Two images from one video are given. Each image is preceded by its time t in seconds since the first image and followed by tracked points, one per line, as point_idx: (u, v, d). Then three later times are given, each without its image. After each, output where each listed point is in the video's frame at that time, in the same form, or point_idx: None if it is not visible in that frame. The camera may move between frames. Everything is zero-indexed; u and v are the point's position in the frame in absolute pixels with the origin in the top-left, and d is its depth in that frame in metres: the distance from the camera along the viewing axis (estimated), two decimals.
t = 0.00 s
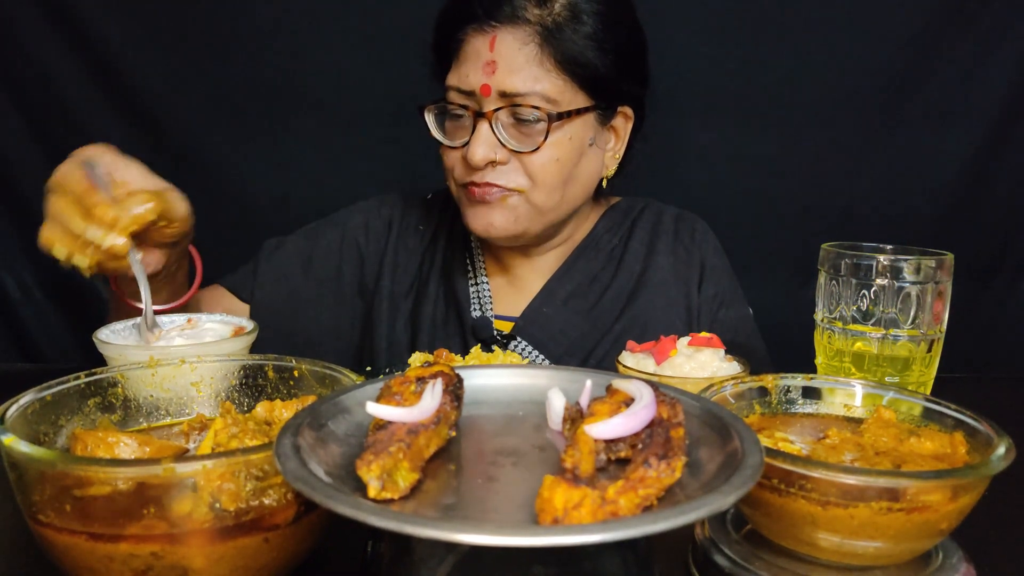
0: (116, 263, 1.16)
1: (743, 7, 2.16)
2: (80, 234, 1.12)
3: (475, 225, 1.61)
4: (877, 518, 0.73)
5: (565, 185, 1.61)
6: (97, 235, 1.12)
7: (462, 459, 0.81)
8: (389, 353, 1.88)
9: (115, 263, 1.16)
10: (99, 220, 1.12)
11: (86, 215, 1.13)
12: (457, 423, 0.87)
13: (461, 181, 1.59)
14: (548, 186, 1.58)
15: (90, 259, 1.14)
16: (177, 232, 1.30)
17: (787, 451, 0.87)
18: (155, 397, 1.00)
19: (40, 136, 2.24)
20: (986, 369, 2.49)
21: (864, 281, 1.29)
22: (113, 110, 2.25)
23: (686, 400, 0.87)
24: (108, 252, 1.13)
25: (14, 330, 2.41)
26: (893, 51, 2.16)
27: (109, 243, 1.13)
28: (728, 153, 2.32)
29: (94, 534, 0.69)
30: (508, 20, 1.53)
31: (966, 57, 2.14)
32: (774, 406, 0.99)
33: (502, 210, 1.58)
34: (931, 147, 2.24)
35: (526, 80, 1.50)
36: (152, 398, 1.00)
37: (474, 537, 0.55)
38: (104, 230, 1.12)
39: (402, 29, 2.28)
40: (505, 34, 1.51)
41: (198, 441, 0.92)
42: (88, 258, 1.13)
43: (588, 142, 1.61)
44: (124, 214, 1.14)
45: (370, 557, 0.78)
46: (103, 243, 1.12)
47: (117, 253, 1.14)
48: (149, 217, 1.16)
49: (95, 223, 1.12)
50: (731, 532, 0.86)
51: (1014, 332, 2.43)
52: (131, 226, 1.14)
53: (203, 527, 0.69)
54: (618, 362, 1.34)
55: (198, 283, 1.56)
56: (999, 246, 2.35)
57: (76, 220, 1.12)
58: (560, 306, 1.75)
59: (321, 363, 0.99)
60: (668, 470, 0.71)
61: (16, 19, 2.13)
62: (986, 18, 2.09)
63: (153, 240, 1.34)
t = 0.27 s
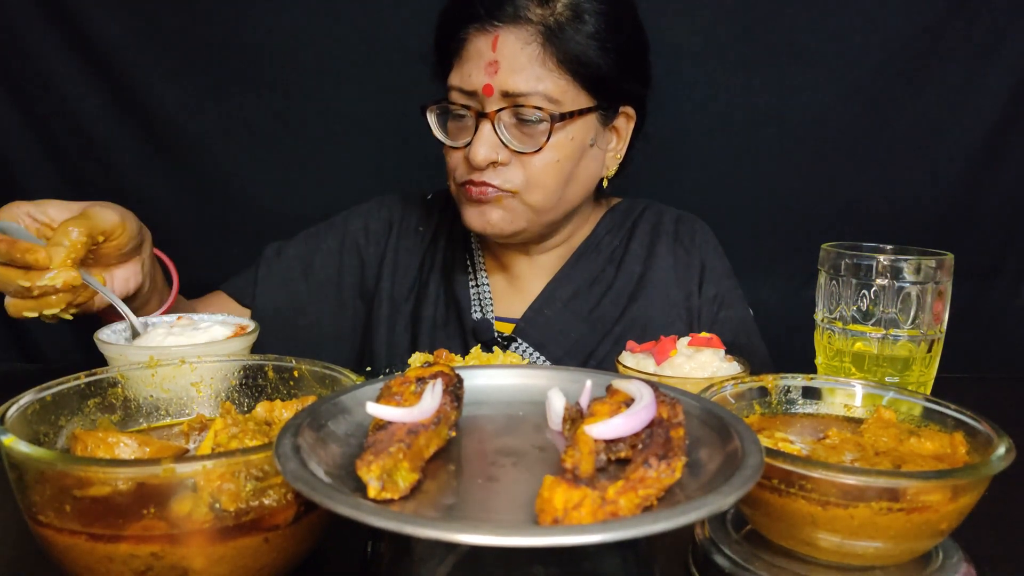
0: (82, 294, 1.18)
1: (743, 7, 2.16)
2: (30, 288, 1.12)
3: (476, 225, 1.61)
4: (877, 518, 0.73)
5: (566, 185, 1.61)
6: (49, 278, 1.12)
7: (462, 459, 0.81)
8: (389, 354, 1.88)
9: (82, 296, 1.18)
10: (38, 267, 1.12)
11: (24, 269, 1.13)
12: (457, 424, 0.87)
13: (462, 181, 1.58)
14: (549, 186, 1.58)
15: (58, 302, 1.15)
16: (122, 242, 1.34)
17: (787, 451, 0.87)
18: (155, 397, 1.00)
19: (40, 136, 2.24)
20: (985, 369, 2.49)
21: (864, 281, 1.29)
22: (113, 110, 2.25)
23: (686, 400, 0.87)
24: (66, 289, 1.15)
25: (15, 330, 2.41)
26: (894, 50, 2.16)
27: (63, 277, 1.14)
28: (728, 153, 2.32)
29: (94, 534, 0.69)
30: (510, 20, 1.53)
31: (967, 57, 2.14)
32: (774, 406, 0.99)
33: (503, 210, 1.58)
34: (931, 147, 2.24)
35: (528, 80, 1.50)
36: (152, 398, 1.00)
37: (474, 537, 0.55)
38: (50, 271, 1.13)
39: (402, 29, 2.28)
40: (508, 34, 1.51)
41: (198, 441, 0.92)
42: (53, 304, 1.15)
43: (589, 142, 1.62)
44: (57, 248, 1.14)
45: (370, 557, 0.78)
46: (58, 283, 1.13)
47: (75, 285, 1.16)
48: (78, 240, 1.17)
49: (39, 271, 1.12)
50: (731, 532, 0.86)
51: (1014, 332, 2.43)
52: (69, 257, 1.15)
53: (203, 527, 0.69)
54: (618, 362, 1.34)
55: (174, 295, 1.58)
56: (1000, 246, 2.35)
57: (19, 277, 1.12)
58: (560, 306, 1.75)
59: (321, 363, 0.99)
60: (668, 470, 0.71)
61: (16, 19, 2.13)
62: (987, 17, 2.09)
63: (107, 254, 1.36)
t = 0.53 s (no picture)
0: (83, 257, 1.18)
1: (743, 8, 2.16)
2: (33, 241, 1.12)
3: (474, 227, 1.61)
4: (877, 518, 0.73)
5: (566, 185, 1.61)
6: (50, 234, 1.12)
7: (462, 459, 0.81)
8: (389, 354, 1.88)
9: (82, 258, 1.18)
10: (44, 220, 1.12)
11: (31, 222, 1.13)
12: (457, 424, 0.87)
13: (460, 184, 1.58)
14: (549, 186, 1.58)
15: (56, 261, 1.15)
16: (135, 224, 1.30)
17: (787, 451, 0.87)
18: (155, 398, 1.00)
19: (40, 136, 2.24)
20: (986, 369, 2.49)
21: (864, 282, 1.29)
22: (113, 111, 2.25)
23: (686, 400, 0.87)
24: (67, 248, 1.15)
25: (15, 331, 2.41)
26: (893, 51, 2.16)
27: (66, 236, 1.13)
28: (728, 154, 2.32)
29: (94, 534, 0.69)
30: (506, 22, 1.53)
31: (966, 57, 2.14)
32: (774, 407, 0.99)
33: (503, 211, 1.58)
34: (931, 147, 2.24)
35: (525, 82, 1.50)
36: (152, 399, 1.00)
37: (474, 538, 0.55)
38: (55, 228, 1.13)
39: (402, 30, 2.28)
40: (504, 37, 1.51)
41: (198, 442, 0.92)
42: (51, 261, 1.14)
43: (588, 143, 1.62)
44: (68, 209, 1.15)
45: (370, 557, 0.78)
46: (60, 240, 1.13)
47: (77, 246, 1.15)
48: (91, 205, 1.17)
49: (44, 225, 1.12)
50: (732, 532, 0.86)
51: (1014, 332, 2.43)
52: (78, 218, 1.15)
53: (203, 528, 0.69)
54: (618, 362, 1.34)
55: (182, 294, 1.53)
56: (1000, 246, 2.35)
57: (25, 229, 1.12)
58: (560, 306, 1.75)
59: (321, 363, 0.99)
60: (668, 470, 0.71)
61: (16, 20, 2.13)
62: (987, 18, 2.09)
63: (120, 242, 1.33)
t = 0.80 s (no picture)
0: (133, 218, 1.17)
1: (742, 8, 2.16)
2: (105, 174, 1.13)
3: (475, 228, 1.61)
4: (876, 518, 0.73)
5: (566, 186, 1.61)
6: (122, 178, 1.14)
7: (462, 460, 0.81)
8: (390, 354, 1.88)
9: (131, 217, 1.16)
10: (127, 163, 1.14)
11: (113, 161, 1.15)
12: (457, 424, 0.87)
13: (460, 185, 1.58)
14: (549, 187, 1.58)
15: (108, 204, 1.14)
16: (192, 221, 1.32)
17: (787, 451, 0.87)
18: (155, 398, 1.01)
19: (40, 137, 2.24)
20: (985, 370, 2.49)
21: (864, 282, 1.29)
22: (113, 112, 2.25)
23: (686, 401, 0.87)
24: (128, 199, 1.15)
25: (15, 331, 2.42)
26: (893, 51, 2.16)
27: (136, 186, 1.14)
28: (728, 154, 2.32)
29: (94, 535, 0.69)
30: (505, 24, 1.53)
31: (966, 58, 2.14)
32: (774, 407, 0.99)
33: (503, 213, 1.58)
34: (931, 148, 2.24)
35: (524, 84, 1.50)
36: (153, 399, 1.00)
37: (474, 538, 0.55)
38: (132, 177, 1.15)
39: (402, 30, 2.28)
40: (502, 38, 1.51)
41: (198, 442, 0.92)
42: (104, 201, 1.13)
43: (588, 144, 1.62)
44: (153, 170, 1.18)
45: (370, 558, 0.78)
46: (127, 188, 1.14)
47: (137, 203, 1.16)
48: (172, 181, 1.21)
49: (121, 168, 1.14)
50: (731, 532, 0.86)
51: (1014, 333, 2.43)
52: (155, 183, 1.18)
53: (203, 528, 0.69)
54: (618, 362, 1.35)
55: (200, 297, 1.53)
56: (1000, 247, 2.35)
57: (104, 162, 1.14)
58: (560, 306, 1.75)
59: (321, 364, 0.99)
60: (668, 470, 0.71)
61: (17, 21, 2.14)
62: (986, 19, 2.09)
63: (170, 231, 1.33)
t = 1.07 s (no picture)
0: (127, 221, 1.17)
1: (743, 8, 2.16)
2: (110, 175, 1.13)
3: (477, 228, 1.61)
4: (876, 518, 0.73)
5: (567, 186, 1.61)
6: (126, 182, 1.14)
7: (462, 460, 0.81)
8: (390, 354, 1.88)
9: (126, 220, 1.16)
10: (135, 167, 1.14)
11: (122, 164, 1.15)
12: (457, 424, 0.87)
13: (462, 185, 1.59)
14: (550, 187, 1.58)
15: (106, 205, 1.14)
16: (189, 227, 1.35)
17: (787, 451, 0.87)
18: (155, 398, 1.01)
19: (41, 136, 2.24)
20: (985, 370, 2.49)
21: (864, 282, 1.29)
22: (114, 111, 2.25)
23: (686, 401, 0.87)
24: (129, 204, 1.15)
25: (15, 330, 2.42)
26: (893, 51, 2.16)
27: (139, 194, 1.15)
28: (728, 153, 2.32)
29: (94, 535, 0.69)
30: (507, 24, 1.53)
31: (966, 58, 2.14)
32: (774, 407, 0.99)
33: (505, 213, 1.58)
34: (931, 148, 2.24)
35: (526, 84, 1.50)
36: (152, 399, 1.00)
37: (475, 538, 0.55)
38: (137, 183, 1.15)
39: (403, 30, 2.28)
40: (504, 38, 1.51)
41: (198, 442, 0.92)
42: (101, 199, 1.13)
43: (589, 144, 1.62)
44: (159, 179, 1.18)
45: (369, 557, 0.78)
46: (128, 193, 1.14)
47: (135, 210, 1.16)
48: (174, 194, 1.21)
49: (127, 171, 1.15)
50: (731, 532, 0.86)
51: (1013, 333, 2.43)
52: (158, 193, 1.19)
53: (203, 528, 0.69)
54: (618, 362, 1.35)
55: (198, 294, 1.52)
56: (1001, 247, 2.35)
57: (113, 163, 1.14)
58: (560, 306, 1.75)
59: (321, 364, 0.99)
60: (668, 470, 0.71)
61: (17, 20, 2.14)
62: (986, 19, 2.09)
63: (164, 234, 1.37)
